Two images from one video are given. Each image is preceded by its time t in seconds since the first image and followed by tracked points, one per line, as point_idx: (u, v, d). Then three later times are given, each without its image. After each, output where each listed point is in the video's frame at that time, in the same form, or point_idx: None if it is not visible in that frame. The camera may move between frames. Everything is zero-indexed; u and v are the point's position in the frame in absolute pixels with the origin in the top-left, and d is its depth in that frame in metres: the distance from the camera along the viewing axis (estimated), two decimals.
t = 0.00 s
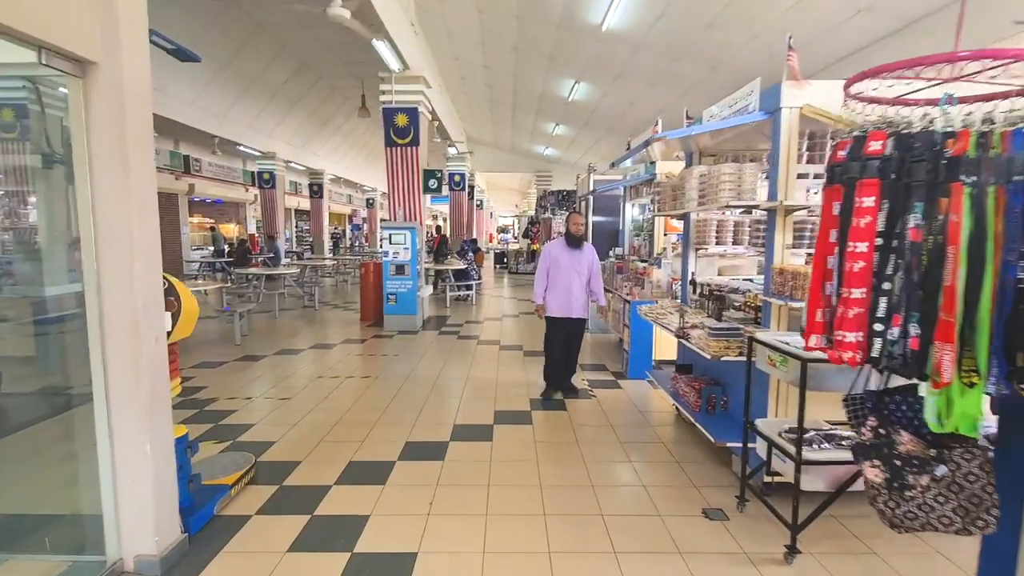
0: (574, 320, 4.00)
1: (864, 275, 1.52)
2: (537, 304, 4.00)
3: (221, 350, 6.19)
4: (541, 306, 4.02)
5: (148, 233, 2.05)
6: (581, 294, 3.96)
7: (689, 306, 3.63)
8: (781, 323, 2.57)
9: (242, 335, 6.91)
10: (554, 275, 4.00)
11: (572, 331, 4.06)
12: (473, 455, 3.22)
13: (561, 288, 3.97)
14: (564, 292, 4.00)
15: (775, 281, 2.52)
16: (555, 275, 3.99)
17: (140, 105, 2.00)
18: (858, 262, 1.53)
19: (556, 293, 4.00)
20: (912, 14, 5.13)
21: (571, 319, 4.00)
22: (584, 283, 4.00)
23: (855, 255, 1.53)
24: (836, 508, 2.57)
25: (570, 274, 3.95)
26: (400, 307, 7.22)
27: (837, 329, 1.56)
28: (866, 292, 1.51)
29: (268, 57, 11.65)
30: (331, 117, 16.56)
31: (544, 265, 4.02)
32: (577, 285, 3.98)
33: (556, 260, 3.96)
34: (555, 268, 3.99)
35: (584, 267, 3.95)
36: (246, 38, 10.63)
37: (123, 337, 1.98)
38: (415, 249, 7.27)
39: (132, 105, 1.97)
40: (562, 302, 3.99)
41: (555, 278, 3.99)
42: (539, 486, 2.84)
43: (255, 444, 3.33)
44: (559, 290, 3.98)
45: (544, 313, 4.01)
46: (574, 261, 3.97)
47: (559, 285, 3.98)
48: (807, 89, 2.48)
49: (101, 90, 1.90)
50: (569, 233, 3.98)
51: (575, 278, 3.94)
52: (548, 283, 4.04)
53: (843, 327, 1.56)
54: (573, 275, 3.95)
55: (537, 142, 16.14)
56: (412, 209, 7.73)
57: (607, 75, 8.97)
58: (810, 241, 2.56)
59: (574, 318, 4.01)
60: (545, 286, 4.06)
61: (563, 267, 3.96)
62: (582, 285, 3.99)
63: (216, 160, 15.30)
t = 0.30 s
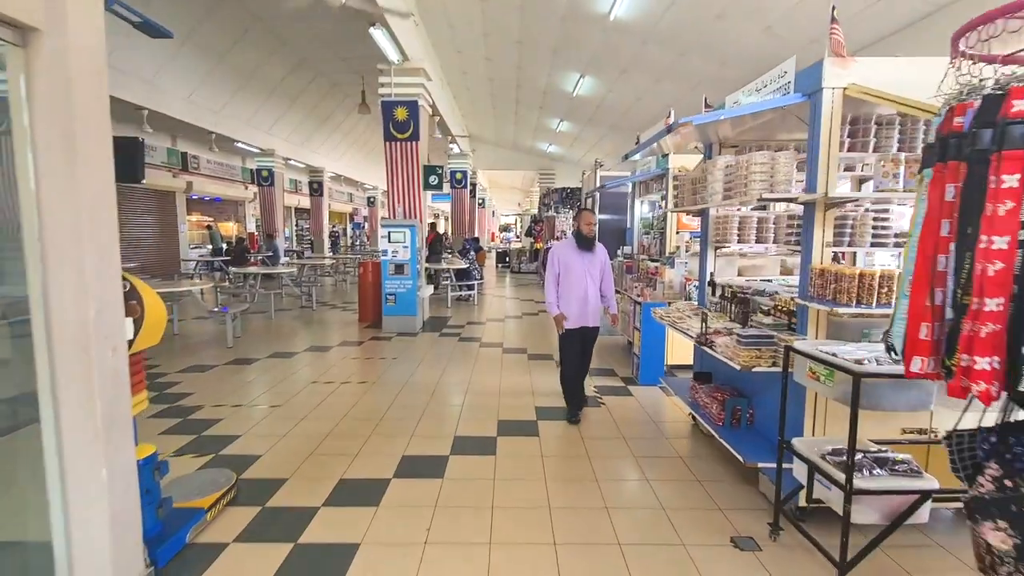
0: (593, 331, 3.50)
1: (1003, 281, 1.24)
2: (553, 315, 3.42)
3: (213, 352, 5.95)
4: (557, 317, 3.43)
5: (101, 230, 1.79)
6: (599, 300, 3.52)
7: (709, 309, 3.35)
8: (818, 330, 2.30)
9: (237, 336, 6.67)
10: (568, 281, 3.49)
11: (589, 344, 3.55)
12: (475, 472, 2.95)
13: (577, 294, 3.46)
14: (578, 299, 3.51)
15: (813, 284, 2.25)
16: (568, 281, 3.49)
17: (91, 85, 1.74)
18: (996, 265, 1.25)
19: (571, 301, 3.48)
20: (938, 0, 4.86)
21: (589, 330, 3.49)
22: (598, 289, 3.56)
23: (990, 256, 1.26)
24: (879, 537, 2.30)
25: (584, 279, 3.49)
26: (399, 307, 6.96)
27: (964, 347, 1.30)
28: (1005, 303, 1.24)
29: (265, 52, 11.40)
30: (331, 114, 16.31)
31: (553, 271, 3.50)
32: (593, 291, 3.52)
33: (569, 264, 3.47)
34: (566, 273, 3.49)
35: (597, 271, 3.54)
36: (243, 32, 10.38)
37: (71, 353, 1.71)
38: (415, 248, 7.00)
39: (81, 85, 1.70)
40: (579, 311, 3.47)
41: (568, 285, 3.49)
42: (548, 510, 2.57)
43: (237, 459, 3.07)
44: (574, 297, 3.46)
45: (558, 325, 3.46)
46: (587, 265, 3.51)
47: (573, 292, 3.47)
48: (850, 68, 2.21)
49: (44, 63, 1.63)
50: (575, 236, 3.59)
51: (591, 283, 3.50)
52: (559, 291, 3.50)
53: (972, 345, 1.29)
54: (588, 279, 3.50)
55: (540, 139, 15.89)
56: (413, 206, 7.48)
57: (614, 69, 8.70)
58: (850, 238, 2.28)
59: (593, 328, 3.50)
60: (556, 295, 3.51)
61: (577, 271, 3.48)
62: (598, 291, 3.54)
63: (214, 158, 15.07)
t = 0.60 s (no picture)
0: (611, 340, 3.26)
1: None
2: (572, 327, 3.12)
3: (210, 361, 5.73)
4: (575, 329, 3.14)
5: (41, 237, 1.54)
6: (616, 308, 3.27)
7: (736, 317, 3.09)
8: (866, 343, 2.04)
9: (235, 344, 6.46)
10: (585, 287, 3.19)
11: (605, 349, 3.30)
12: (482, 500, 2.69)
13: (595, 303, 3.19)
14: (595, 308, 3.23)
15: (865, 292, 1.99)
16: (586, 288, 3.20)
17: (27, 73, 1.49)
18: None
19: (588, 310, 3.20)
20: None
21: (607, 340, 3.25)
22: (615, 295, 3.31)
23: None
24: None
25: (601, 285, 3.22)
26: (401, 312, 6.72)
27: None
28: None
29: (265, 52, 11.21)
30: (331, 114, 16.10)
31: (569, 276, 3.18)
32: (611, 298, 3.26)
33: (587, 269, 3.18)
34: (584, 279, 3.19)
35: (615, 276, 3.28)
36: (241, 32, 10.18)
37: (7, 383, 1.42)
38: (418, 250, 6.75)
39: (21, 74, 1.46)
40: (597, 321, 3.21)
41: (585, 292, 3.20)
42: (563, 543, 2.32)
43: (223, 486, 2.84)
44: (592, 306, 3.19)
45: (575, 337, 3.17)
46: (605, 270, 3.24)
47: (590, 300, 3.20)
48: (906, 46, 1.95)
49: None
50: (589, 236, 3.29)
51: (609, 289, 3.24)
52: (575, 298, 3.20)
53: None
54: (606, 285, 3.23)
55: (545, 137, 15.62)
56: (414, 208, 7.23)
57: (621, 63, 8.42)
58: (902, 239, 2.01)
59: (611, 338, 3.26)
60: (572, 303, 3.20)
61: (594, 276, 3.20)
62: (615, 298, 3.30)
63: (215, 160, 14.90)
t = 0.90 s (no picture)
0: (635, 356, 2.83)
1: None
2: (587, 339, 2.74)
3: (202, 368, 5.48)
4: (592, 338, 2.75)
5: None
6: (643, 319, 2.85)
7: (764, 323, 2.78)
8: (932, 356, 1.73)
9: (230, 349, 6.21)
10: (607, 292, 2.80)
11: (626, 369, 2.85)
12: (482, 528, 2.42)
13: (617, 311, 2.79)
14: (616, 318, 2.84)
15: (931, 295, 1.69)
16: (607, 293, 2.80)
17: None
18: None
19: (610, 319, 2.81)
20: None
21: (630, 355, 2.82)
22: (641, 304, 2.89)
23: None
24: None
25: (624, 293, 2.82)
26: (402, 315, 6.44)
27: None
28: None
29: (264, 51, 10.98)
30: (334, 113, 15.89)
31: (589, 279, 2.80)
32: (636, 308, 2.85)
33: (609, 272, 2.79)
34: (606, 283, 2.80)
35: (641, 282, 2.87)
36: (240, 31, 9.95)
37: None
38: (418, 251, 6.46)
39: None
40: (618, 332, 2.80)
41: (606, 298, 2.81)
42: None
43: (199, 513, 2.57)
44: (614, 314, 2.79)
45: (592, 351, 2.78)
46: (630, 275, 2.83)
47: (612, 308, 2.80)
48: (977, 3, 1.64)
49: None
50: (614, 235, 2.90)
51: (635, 296, 2.83)
52: (595, 304, 2.82)
53: None
54: (631, 292, 2.83)
55: (550, 134, 15.32)
56: (415, 207, 6.97)
57: (629, 55, 8.12)
58: (969, 232, 1.72)
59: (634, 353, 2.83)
60: (591, 309, 2.82)
61: (618, 280, 2.81)
62: (641, 307, 2.88)
63: (216, 161, 14.71)
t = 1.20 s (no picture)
0: (681, 381, 2.37)
1: None
2: (622, 356, 2.35)
3: (208, 373, 5.33)
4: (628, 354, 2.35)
5: None
6: (695, 339, 2.38)
7: (810, 341, 2.47)
8: None
9: (239, 353, 6.06)
10: (651, 303, 2.37)
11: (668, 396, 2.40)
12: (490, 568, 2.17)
13: (662, 326, 2.34)
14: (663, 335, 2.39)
15: None
16: (652, 304, 2.37)
17: None
18: None
19: (653, 336, 2.37)
20: None
21: (675, 379, 2.36)
22: (696, 321, 2.41)
23: None
24: None
25: (673, 306, 2.36)
26: (414, 320, 6.22)
27: None
28: None
29: (279, 51, 10.92)
30: (350, 113, 15.83)
31: (631, 285, 2.39)
32: (688, 324, 2.37)
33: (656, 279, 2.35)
34: (651, 292, 2.37)
35: (696, 295, 2.38)
36: (255, 31, 9.87)
37: None
38: (431, 253, 6.23)
39: None
40: (663, 352, 2.36)
41: (650, 310, 2.38)
42: None
43: (184, 543, 2.37)
44: (658, 330, 2.35)
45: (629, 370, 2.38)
46: (683, 285, 2.36)
47: (656, 322, 2.36)
48: None
49: None
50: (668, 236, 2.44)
51: (686, 310, 2.36)
52: (637, 316, 2.40)
53: None
54: (682, 304, 2.36)
55: (568, 133, 15.03)
56: (428, 208, 6.75)
57: (650, 49, 7.80)
58: None
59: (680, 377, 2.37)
60: (632, 321, 2.41)
61: (666, 291, 2.35)
62: (695, 324, 2.39)
63: (234, 163, 14.76)
